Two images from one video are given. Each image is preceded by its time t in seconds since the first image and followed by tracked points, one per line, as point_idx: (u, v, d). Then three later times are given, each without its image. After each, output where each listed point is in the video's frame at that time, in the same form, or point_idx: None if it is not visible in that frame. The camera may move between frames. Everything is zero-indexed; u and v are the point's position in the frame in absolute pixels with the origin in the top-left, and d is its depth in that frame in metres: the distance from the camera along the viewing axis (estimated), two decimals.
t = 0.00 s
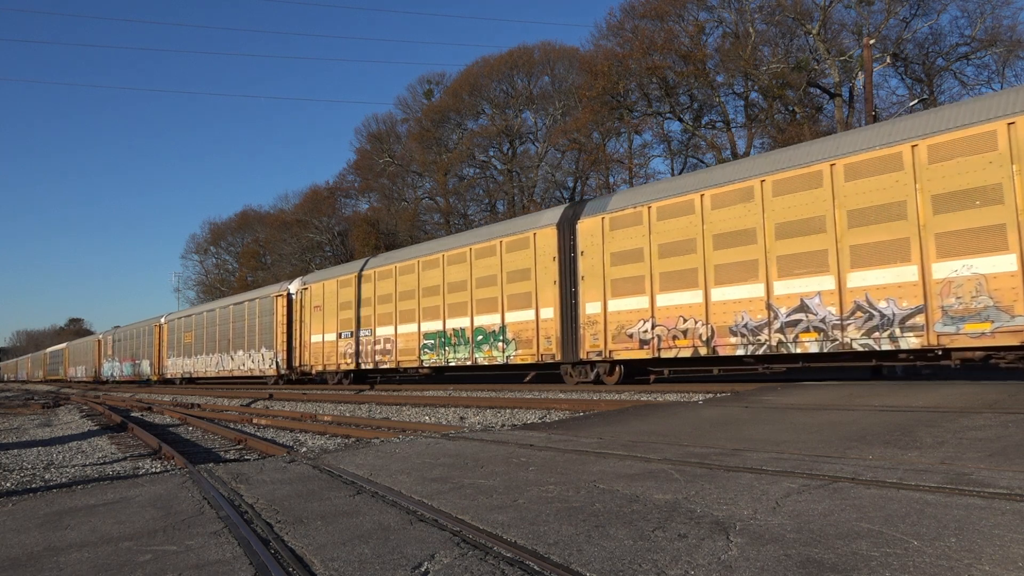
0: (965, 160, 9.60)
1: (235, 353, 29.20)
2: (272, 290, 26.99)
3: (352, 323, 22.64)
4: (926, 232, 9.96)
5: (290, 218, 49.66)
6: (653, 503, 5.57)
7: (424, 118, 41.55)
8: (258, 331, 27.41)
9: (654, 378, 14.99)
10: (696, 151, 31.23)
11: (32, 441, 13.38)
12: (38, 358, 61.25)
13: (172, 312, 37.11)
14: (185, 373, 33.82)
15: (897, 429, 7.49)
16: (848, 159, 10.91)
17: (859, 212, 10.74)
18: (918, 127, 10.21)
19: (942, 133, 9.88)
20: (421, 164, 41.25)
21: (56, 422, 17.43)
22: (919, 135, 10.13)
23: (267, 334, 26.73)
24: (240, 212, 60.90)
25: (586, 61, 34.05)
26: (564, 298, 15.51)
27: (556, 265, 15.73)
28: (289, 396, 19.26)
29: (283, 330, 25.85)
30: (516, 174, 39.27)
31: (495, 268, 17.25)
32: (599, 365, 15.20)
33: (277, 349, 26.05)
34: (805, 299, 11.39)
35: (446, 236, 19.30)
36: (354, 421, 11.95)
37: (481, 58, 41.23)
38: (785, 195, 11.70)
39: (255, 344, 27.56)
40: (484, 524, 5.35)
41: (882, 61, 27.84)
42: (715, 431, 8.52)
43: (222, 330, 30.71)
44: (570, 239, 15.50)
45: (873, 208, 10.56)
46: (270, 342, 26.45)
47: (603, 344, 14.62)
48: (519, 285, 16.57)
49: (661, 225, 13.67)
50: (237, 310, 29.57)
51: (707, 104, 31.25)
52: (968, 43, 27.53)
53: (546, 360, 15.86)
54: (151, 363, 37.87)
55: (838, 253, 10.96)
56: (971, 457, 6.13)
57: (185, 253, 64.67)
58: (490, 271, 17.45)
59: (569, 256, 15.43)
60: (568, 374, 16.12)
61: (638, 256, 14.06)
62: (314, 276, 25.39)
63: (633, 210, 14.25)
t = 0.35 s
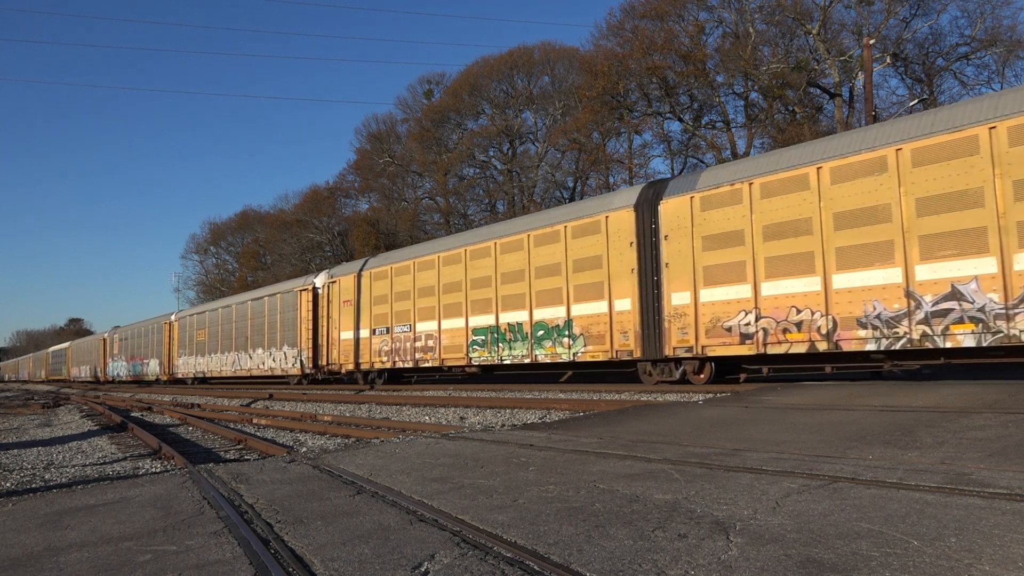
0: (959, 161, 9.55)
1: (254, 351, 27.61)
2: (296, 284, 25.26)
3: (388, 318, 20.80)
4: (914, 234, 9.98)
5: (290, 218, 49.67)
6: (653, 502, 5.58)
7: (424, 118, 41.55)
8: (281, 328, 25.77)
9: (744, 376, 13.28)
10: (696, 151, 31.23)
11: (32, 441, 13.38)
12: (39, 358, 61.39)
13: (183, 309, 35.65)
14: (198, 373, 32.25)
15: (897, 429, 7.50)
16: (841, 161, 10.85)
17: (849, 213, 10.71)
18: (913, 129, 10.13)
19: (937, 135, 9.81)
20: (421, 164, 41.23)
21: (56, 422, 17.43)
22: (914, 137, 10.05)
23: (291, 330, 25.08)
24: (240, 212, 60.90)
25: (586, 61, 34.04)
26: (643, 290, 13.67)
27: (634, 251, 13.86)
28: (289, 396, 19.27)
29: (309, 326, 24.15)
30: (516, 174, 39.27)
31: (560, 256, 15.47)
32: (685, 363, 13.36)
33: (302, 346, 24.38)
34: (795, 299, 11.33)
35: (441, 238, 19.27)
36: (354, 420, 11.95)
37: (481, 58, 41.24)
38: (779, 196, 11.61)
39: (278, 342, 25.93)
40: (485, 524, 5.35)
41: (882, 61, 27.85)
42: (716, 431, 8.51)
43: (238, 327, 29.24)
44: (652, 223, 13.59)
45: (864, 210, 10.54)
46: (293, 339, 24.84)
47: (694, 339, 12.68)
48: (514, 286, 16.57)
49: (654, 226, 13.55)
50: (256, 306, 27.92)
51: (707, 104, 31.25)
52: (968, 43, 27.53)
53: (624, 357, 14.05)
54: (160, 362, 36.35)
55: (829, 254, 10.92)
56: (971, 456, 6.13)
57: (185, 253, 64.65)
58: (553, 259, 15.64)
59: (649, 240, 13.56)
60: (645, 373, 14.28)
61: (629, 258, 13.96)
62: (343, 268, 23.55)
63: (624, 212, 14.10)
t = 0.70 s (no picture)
0: None
1: (274, 350, 26.20)
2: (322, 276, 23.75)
3: (432, 312, 19.27)
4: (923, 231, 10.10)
5: (290, 218, 49.68)
6: (653, 502, 5.57)
7: (424, 118, 41.55)
8: (305, 324, 24.30)
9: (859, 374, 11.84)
10: (696, 151, 31.23)
11: (32, 441, 13.38)
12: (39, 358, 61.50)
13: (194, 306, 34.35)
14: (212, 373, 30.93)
15: (897, 429, 7.49)
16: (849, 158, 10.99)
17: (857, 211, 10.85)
18: (922, 125, 10.25)
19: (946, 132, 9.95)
20: (421, 164, 41.23)
21: (56, 422, 17.42)
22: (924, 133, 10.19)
23: (316, 326, 23.59)
24: (240, 212, 60.91)
25: (586, 61, 34.04)
26: (745, 276, 12.21)
27: (732, 235, 12.40)
28: (289, 396, 19.27)
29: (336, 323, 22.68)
30: (516, 174, 39.26)
31: (642, 241, 13.98)
32: (795, 360, 11.93)
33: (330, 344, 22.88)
34: (853, 295, 10.89)
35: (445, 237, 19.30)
36: (354, 421, 11.95)
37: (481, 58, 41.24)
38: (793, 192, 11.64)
39: (301, 339, 24.48)
40: (485, 525, 5.35)
41: (882, 61, 27.86)
42: (716, 431, 8.51)
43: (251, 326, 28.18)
44: (754, 202, 12.09)
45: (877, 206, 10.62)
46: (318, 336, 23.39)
47: (811, 332, 11.30)
48: (542, 281, 16.09)
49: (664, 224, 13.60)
50: (277, 301, 26.45)
51: (707, 104, 31.25)
52: (968, 43, 27.54)
53: (720, 353, 12.59)
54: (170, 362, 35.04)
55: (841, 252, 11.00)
56: (971, 456, 6.13)
57: (185, 253, 64.64)
58: (634, 244, 14.15)
59: (751, 220, 12.10)
60: (742, 371, 12.85)
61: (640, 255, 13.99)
62: (377, 259, 21.96)
63: (688, 196, 13.14)
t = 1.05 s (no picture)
0: None
1: (300, 347, 24.80)
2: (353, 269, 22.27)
3: (482, 306, 17.47)
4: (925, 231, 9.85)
5: (290, 218, 49.70)
6: (653, 502, 5.57)
7: (424, 118, 41.56)
8: (334, 319, 22.83)
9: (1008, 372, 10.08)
10: (696, 151, 31.23)
11: (32, 441, 13.38)
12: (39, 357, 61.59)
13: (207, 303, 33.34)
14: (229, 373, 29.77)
15: (897, 429, 7.49)
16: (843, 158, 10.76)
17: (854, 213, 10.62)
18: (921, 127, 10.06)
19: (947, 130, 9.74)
20: (421, 164, 41.22)
21: (56, 422, 17.42)
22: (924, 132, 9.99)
23: (347, 322, 22.13)
24: (240, 212, 60.92)
25: (586, 61, 34.05)
26: (876, 259, 10.34)
27: (859, 212, 10.56)
28: (289, 396, 19.27)
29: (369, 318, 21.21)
30: (516, 174, 39.25)
31: (738, 224, 12.19)
32: (939, 357, 10.08)
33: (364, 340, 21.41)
34: None
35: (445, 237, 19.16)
36: (354, 420, 11.95)
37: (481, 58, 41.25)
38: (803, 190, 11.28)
39: (329, 336, 23.01)
40: (485, 524, 5.35)
41: (882, 61, 27.86)
42: (716, 431, 8.50)
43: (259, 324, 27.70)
44: (887, 174, 10.23)
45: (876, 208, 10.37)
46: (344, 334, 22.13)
47: (965, 324, 9.46)
48: (615, 270, 14.32)
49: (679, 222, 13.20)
50: (302, 296, 25.06)
51: (707, 104, 31.24)
52: (968, 43, 27.54)
53: (845, 349, 10.78)
54: (181, 361, 33.94)
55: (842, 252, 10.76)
56: (971, 457, 6.13)
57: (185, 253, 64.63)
58: (731, 226, 12.31)
59: (884, 193, 10.23)
60: (869, 370, 11.03)
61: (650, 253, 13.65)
62: (415, 249, 20.16)
63: (802, 169, 11.30)
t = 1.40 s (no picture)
0: None
1: (327, 345, 23.30)
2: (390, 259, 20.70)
3: (541, 298, 15.69)
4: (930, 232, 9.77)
5: (290, 218, 49.71)
6: (653, 503, 5.58)
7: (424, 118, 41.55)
8: (367, 314, 21.33)
9: None
10: (696, 151, 31.22)
11: (32, 441, 13.38)
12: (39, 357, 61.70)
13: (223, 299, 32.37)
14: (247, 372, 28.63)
15: (898, 429, 7.49)
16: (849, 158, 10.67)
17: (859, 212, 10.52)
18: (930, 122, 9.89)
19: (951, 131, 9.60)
20: (421, 164, 41.21)
21: (56, 422, 17.42)
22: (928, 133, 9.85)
23: (382, 316, 20.56)
24: (240, 212, 60.94)
25: (586, 62, 34.04)
26: None
27: None
28: (289, 395, 19.26)
29: (404, 312, 19.63)
30: (516, 174, 39.24)
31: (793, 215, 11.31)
32: None
33: (401, 336, 19.70)
34: None
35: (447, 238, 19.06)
36: (354, 421, 11.95)
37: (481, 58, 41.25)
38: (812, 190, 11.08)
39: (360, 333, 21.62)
40: (485, 524, 5.35)
41: (882, 61, 27.86)
42: (717, 431, 8.50)
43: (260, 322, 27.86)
44: None
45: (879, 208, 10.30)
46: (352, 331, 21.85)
47: None
48: (703, 256, 12.57)
49: (693, 218, 12.81)
50: (330, 290, 23.56)
51: (707, 104, 31.25)
52: (968, 43, 27.54)
53: (1010, 343, 9.06)
54: (193, 360, 32.96)
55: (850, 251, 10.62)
56: (971, 456, 6.13)
57: (185, 253, 64.63)
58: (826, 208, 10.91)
59: None
60: None
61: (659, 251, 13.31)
62: (461, 236, 18.48)
63: (951, 134, 9.58)
